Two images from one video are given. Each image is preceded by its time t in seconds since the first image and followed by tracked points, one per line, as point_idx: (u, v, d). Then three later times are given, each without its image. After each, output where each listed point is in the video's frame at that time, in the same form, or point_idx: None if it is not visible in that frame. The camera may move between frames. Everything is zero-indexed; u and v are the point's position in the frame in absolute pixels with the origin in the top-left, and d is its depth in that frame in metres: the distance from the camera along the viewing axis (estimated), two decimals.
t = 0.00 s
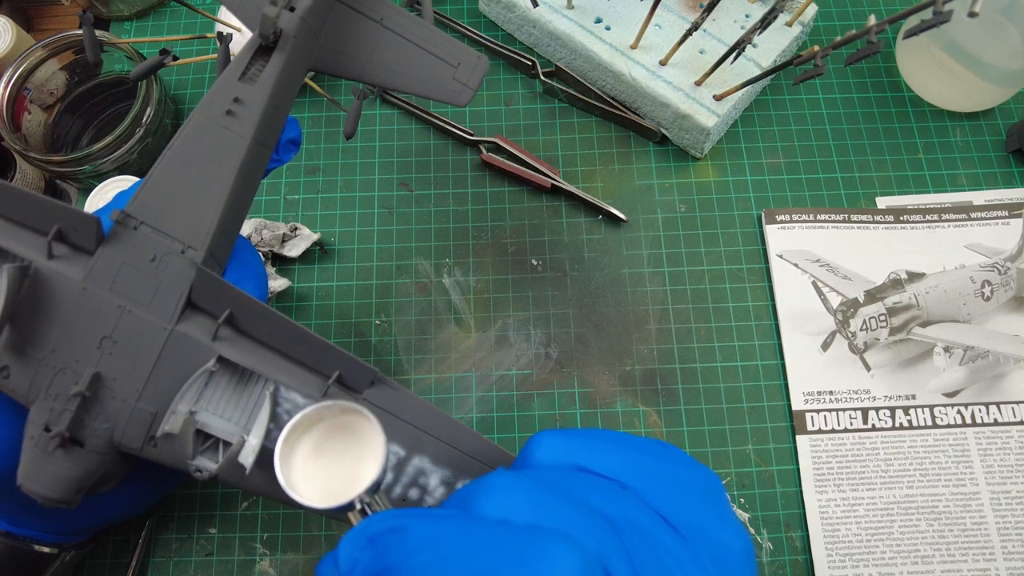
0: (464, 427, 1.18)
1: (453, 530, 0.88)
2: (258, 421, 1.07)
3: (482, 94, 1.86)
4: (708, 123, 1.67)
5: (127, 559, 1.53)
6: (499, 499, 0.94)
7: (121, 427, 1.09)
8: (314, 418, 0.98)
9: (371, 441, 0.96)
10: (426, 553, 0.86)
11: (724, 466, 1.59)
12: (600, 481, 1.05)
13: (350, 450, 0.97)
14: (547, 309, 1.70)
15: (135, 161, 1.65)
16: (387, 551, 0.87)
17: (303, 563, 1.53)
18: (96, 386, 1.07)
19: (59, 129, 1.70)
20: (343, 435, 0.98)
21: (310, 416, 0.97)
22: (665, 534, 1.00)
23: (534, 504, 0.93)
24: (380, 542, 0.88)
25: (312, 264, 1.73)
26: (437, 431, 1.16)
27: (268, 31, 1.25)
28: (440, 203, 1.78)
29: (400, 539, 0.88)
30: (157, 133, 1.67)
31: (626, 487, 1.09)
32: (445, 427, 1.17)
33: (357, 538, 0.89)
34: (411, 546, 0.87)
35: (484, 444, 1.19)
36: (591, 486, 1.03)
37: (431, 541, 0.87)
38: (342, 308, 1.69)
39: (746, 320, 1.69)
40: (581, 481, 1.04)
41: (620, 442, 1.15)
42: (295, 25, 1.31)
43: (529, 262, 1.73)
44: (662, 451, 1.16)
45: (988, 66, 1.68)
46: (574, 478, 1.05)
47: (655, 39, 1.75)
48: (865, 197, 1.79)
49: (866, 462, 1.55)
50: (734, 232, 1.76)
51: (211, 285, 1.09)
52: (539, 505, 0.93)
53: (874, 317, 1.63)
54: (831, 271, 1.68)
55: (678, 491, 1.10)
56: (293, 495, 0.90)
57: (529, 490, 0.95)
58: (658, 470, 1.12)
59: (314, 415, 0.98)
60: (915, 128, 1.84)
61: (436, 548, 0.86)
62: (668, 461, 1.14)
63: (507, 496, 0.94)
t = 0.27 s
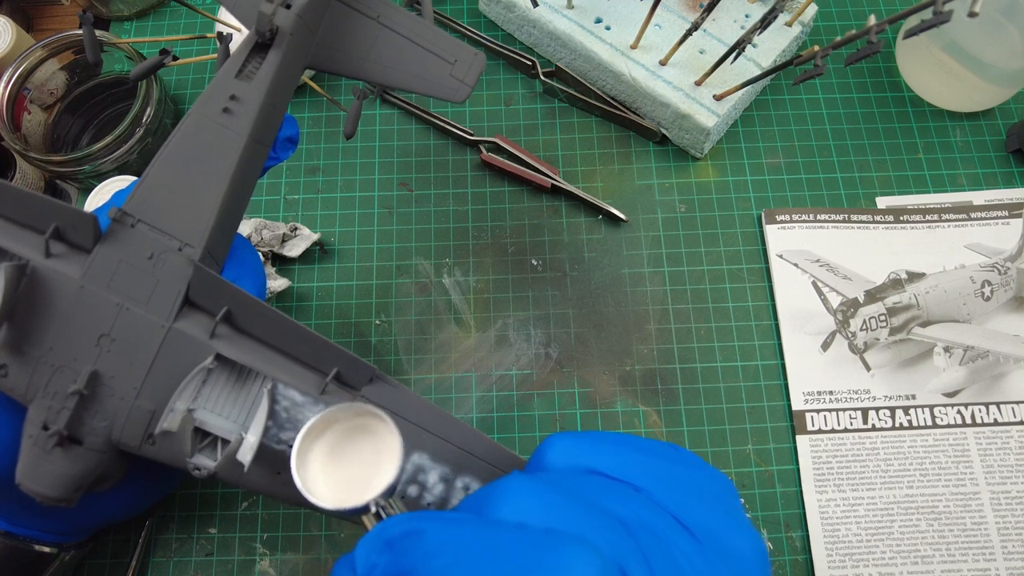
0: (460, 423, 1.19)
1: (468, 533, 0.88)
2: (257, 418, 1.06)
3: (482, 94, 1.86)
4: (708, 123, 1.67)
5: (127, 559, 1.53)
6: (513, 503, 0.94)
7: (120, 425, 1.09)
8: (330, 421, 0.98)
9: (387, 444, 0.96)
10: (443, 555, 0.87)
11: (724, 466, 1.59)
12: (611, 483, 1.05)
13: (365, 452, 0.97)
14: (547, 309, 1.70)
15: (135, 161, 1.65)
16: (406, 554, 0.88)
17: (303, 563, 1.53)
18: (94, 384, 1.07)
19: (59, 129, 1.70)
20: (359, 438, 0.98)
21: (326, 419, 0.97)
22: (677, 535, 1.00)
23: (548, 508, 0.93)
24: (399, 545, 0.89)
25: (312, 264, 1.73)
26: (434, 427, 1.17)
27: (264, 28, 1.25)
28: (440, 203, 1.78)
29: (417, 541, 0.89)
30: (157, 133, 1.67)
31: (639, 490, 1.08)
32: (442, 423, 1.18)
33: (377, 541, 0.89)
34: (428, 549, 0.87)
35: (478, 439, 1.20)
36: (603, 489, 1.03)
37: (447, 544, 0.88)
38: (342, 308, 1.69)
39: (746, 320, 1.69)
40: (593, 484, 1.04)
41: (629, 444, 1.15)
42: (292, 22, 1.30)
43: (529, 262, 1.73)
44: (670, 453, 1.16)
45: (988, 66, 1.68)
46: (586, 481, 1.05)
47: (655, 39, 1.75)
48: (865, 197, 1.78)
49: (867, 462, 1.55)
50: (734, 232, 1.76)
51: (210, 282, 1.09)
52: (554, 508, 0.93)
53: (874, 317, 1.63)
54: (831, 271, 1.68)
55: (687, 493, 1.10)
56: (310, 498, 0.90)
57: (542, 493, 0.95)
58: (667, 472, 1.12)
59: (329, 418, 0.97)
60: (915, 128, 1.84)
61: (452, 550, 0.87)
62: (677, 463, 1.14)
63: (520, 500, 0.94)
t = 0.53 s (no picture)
0: (458, 414, 1.18)
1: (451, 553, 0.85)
2: (255, 412, 1.07)
3: (482, 94, 1.86)
4: (708, 123, 1.67)
5: (127, 559, 1.53)
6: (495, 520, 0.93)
7: (118, 420, 1.09)
8: (310, 441, 0.95)
9: (371, 463, 0.93)
10: None
11: (724, 466, 1.59)
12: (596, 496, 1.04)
13: (348, 473, 0.95)
14: (547, 309, 1.70)
15: (135, 161, 1.65)
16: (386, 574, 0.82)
17: (303, 563, 1.53)
18: (92, 379, 1.07)
19: (59, 129, 1.70)
20: (341, 458, 0.95)
21: (306, 440, 0.95)
22: (662, 550, 0.99)
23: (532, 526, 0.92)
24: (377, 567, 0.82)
25: (312, 264, 1.73)
26: (431, 418, 1.16)
27: (257, 22, 1.26)
28: (440, 203, 1.78)
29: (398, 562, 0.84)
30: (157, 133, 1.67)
31: (624, 502, 1.08)
32: (440, 416, 1.17)
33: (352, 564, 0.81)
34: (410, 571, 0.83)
35: (480, 432, 1.20)
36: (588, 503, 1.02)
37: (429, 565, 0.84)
38: (342, 308, 1.69)
39: (745, 320, 1.69)
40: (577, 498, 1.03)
41: (615, 454, 1.15)
42: (286, 16, 1.30)
43: (529, 262, 1.73)
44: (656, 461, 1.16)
45: (988, 66, 1.68)
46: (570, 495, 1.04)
47: (655, 39, 1.75)
48: (865, 197, 1.78)
49: (867, 462, 1.55)
50: (734, 232, 1.76)
51: (207, 277, 1.09)
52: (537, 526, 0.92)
53: (874, 317, 1.63)
54: (831, 271, 1.68)
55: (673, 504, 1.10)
56: (289, 520, 0.86)
57: (526, 509, 0.93)
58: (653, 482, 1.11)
59: (311, 439, 0.95)
60: (915, 128, 1.84)
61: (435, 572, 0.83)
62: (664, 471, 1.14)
63: (503, 516, 0.93)
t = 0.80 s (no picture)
0: (459, 415, 1.18)
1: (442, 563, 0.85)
2: (255, 412, 1.08)
3: (482, 94, 1.86)
4: (708, 123, 1.67)
5: (127, 559, 1.53)
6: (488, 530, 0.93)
7: (118, 421, 1.09)
8: (303, 451, 0.95)
9: (365, 472, 0.94)
10: None
11: (724, 466, 1.59)
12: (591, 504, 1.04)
13: (342, 482, 0.95)
14: (547, 309, 1.70)
15: (135, 161, 1.65)
16: None
17: (303, 563, 1.53)
18: (93, 380, 1.07)
19: (59, 129, 1.70)
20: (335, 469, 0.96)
21: (299, 449, 0.95)
22: (655, 556, 0.99)
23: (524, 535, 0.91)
24: None
25: (312, 263, 1.73)
26: (432, 419, 1.16)
27: (257, 23, 1.26)
28: (440, 203, 1.78)
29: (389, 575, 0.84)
30: (157, 133, 1.67)
31: (619, 508, 1.08)
32: (442, 416, 1.17)
33: None
34: None
35: (482, 433, 1.19)
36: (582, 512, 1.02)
37: None
38: (342, 308, 1.69)
39: (745, 320, 1.69)
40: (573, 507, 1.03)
41: (611, 459, 1.14)
42: (287, 17, 1.30)
43: (529, 262, 1.73)
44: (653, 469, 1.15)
45: (988, 66, 1.68)
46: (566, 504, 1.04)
47: (655, 39, 1.75)
48: (865, 197, 1.78)
49: (866, 462, 1.55)
50: (734, 232, 1.76)
51: (207, 278, 1.09)
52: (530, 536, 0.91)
53: (874, 317, 1.63)
54: (831, 271, 1.68)
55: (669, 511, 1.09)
56: (282, 531, 0.86)
57: (519, 519, 0.93)
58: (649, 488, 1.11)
59: (303, 449, 0.95)
60: (915, 128, 1.84)
61: None
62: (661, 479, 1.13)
63: (496, 526, 0.93)
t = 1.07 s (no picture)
0: (460, 416, 1.18)
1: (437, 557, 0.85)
2: (257, 415, 1.08)
3: (482, 94, 1.86)
4: (708, 123, 1.67)
5: (127, 559, 1.53)
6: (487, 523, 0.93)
7: (120, 422, 1.09)
8: (300, 444, 0.95)
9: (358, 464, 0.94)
10: None
11: (724, 466, 1.59)
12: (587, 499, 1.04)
13: (338, 475, 0.95)
14: (547, 309, 1.70)
15: (135, 161, 1.65)
16: None
17: (303, 563, 1.53)
18: (94, 381, 1.07)
19: (59, 129, 1.70)
20: (330, 461, 0.96)
21: (295, 442, 0.95)
22: (652, 553, 0.99)
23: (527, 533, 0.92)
24: None
25: (312, 263, 1.73)
26: (433, 421, 1.16)
27: (260, 24, 1.26)
28: (440, 203, 1.78)
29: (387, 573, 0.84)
30: (157, 133, 1.67)
31: (614, 502, 1.08)
32: (443, 419, 1.17)
33: None
34: None
35: (483, 435, 1.19)
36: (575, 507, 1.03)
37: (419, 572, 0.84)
38: (342, 308, 1.69)
39: (745, 320, 1.69)
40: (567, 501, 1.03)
41: (607, 455, 1.15)
42: (288, 18, 1.31)
43: (529, 262, 1.73)
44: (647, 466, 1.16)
45: (988, 66, 1.67)
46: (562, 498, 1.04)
47: (655, 39, 1.75)
48: (865, 196, 1.78)
49: (867, 462, 1.55)
50: (734, 232, 1.76)
51: (208, 279, 1.09)
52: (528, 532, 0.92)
53: (874, 317, 1.63)
54: (831, 271, 1.68)
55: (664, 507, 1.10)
56: (279, 523, 0.86)
57: (514, 512, 0.94)
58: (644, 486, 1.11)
59: (299, 442, 0.95)
60: (915, 128, 1.84)
61: None
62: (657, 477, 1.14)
63: (491, 519, 0.93)
